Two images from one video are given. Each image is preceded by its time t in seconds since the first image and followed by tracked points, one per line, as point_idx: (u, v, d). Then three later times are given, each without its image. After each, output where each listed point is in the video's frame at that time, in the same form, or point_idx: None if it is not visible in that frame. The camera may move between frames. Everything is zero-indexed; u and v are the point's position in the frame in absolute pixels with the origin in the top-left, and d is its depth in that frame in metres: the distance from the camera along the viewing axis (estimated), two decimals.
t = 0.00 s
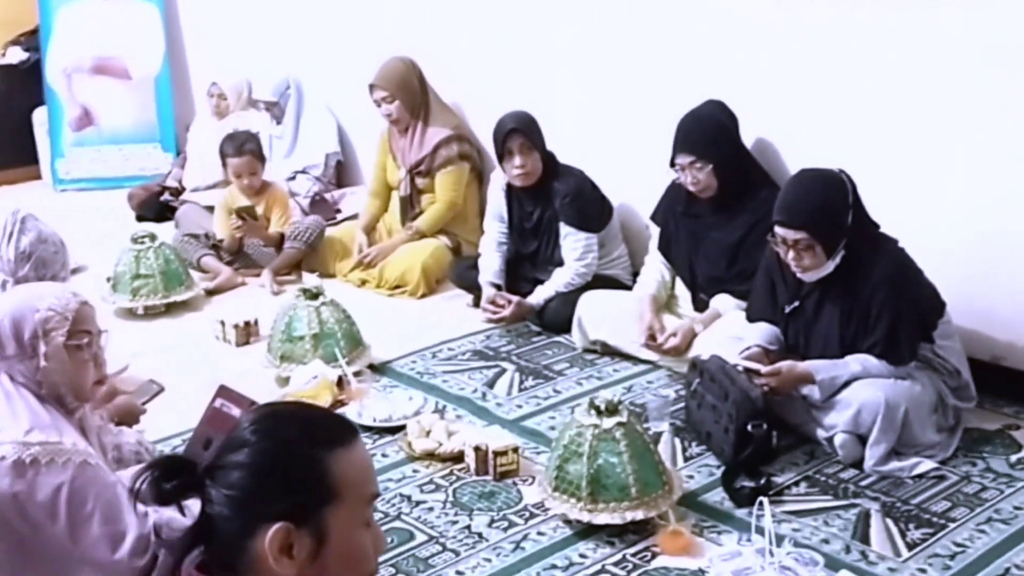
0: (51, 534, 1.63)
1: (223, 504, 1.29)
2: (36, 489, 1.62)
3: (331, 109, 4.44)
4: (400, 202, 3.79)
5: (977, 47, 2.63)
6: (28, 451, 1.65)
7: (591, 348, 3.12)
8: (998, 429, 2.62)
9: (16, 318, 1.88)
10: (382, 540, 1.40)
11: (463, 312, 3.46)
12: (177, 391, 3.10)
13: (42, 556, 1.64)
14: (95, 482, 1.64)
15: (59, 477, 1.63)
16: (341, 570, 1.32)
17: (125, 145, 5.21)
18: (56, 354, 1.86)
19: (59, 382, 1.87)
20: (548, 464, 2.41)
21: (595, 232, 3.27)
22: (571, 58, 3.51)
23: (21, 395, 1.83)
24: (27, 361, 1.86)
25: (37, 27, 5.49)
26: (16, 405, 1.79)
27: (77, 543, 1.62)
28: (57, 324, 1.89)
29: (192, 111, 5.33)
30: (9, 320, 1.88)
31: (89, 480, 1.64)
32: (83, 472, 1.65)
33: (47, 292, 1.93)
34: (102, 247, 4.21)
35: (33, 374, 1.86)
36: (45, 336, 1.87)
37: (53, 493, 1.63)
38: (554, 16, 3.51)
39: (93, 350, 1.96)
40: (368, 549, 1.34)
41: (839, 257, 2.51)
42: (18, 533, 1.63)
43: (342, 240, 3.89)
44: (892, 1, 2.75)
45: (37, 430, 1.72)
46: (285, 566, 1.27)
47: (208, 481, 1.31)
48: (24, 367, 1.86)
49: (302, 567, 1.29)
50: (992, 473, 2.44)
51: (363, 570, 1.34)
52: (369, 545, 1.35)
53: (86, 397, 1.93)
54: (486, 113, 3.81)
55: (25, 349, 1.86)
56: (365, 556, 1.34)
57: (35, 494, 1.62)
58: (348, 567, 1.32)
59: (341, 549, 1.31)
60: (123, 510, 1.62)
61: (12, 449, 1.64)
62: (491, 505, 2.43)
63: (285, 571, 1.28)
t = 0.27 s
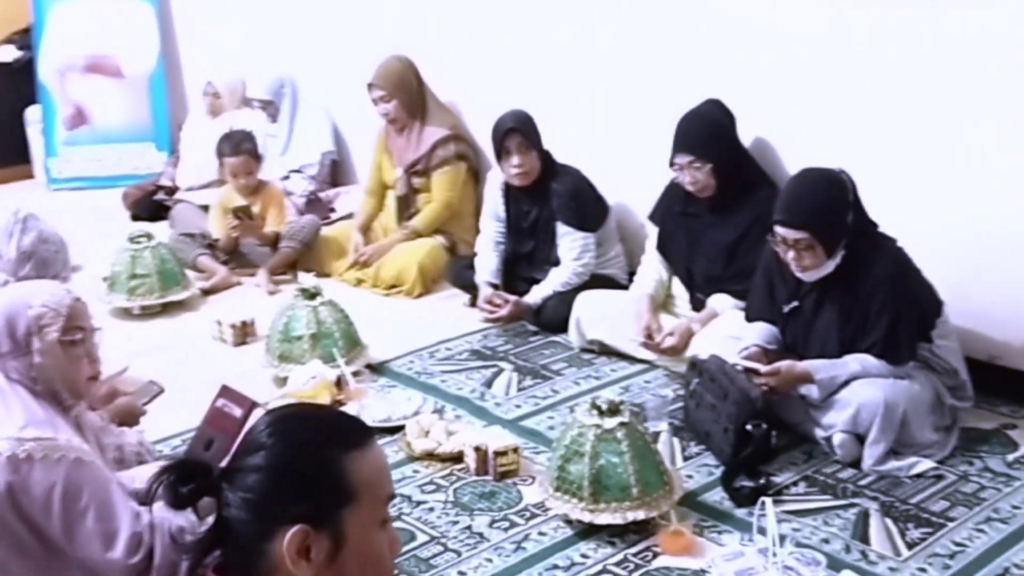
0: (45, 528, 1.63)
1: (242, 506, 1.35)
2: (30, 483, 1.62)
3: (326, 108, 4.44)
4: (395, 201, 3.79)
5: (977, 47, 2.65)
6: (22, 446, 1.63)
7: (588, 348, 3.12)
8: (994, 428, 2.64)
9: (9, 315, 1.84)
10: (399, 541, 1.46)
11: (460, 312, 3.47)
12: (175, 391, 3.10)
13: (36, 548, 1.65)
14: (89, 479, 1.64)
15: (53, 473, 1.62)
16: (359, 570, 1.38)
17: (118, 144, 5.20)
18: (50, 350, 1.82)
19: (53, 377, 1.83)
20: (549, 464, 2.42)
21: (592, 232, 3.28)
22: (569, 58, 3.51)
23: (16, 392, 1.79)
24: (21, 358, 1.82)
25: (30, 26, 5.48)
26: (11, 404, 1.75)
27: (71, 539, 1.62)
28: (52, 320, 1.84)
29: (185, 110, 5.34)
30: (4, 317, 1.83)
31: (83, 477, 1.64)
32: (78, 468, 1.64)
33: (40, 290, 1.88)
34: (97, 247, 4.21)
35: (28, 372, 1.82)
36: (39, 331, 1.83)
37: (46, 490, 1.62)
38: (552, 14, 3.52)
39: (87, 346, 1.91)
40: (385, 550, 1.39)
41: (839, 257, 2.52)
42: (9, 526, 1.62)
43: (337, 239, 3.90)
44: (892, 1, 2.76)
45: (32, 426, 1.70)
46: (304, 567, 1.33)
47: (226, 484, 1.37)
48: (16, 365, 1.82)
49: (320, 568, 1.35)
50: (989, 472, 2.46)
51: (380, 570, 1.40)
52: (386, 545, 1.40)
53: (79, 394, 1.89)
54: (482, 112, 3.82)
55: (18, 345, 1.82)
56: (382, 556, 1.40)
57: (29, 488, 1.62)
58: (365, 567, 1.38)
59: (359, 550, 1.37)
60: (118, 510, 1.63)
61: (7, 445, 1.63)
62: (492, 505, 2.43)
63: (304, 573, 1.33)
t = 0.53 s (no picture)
0: (42, 528, 1.60)
1: (261, 508, 1.41)
2: (28, 482, 1.59)
3: (321, 106, 4.44)
4: (392, 200, 3.79)
5: (978, 48, 2.66)
6: (21, 445, 1.62)
7: (587, 347, 3.13)
8: (992, 427, 2.66)
9: (8, 314, 1.79)
10: (416, 544, 1.52)
11: (457, 311, 3.48)
12: (174, 391, 3.10)
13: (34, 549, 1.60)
14: (88, 478, 1.62)
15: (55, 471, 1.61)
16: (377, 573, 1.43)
17: (112, 142, 5.19)
18: (47, 350, 1.77)
19: (51, 377, 1.78)
20: (551, 463, 2.43)
21: (590, 231, 3.29)
22: (567, 58, 3.52)
23: (13, 390, 1.74)
24: (19, 357, 1.77)
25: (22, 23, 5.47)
26: (8, 403, 1.71)
27: (68, 538, 1.60)
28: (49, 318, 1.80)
29: (178, 111, 5.33)
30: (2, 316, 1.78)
31: (81, 475, 1.62)
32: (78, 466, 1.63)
33: (37, 289, 1.83)
34: (92, 246, 4.20)
35: (26, 370, 1.77)
36: (37, 329, 1.78)
37: (45, 488, 1.59)
38: (550, 14, 3.53)
39: (86, 345, 1.88)
40: (402, 552, 1.45)
41: (839, 257, 2.54)
42: (6, 526, 1.58)
43: (334, 239, 3.89)
44: (893, 2, 2.77)
45: (30, 426, 1.67)
46: (323, 569, 1.39)
47: (246, 487, 1.44)
48: (14, 365, 1.77)
49: (339, 570, 1.40)
50: (988, 471, 2.47)
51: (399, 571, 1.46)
52: (403, 548, 1.46)
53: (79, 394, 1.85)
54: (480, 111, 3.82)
55: (15, 343, 1.77)
56: (400, 557, 1.45)
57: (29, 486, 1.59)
58: (383, 569, 1.44)
59: (376, 552, 1.42)
60: (117, 510, 1.62)
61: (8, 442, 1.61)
62: (494, 504, 2.44)
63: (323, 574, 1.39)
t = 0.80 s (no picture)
0: (47, 529, 1.59)
1: (272, 508, 1.40)
2: (32, 483, 1.58)
3: (318, 103, 4.43)
4: (391, 198, 3.79)
5: (976, 47, 2.67)
6: (25, 447, 1.60)
7: (587, 346, 3.13)
8: (992, 426, 2.66)
9: (9, 314, 1.76)
10: (427, 542, 1.51)
11: (456, 309, 3.48)
12: (172, 390, 3.09)
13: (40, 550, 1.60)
14: (92, 480, 1.61)
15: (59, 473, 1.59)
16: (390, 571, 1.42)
17: (107, 139, 5.18)
18: (51, 349, 1.76)
19: (53, 375, 1.76)
20: (554, 462, 2.43)
21: (591, 230, 3.29)
22: (566, 57, 3.52)
23: (17, 391, 1.72)
24: (22, 357, 1.76)
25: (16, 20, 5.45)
26: (12, 404, 1.69)
27: (73, 540, 1.59)
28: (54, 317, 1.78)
29: (174, 106, 5.34)
30: (4, 316, 1.76)
31: (86, 477, 1.60)
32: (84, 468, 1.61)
33: (41, 288, 1.81)
34: (87, 244, 4.20)
35: (30, 370, 1.76)
36: (40, 329, 1.76)
37: (49, 489, 1.58)
38: (548, 13, 3.53)
39: (88, 344, 1.84)
40: (414, 550, 1.44)
41: (840, 256, 2.54)
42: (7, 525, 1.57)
43: (331, 237, 3.88)
44: (893, 1, 2.77)
45: (35, 426, 1.65)
46: (336, 568, 1.38)
47: (257, 486, 1.42)
48: (18, 363, 1.75)
49: (352, 569, 1.39)
50: (989, 469, 2.48)
51: (410, 569, 1.45)
52: (415, 546, 1.45)
53: (82, 393, 1.83)
54: (478, 109, 3.82)
55: (20, 344, 1.75)
56: (412, 555, 1.44)
57: (32, 488, 1.58)
58: (396, 567, 1.43)
59: (389, 551, 1.41)
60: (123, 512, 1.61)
61: (11, 444, 1.60)
62: (496, 503, 2.44)
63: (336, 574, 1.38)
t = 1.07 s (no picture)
0: (51, 536, 1.58)
1: (283, 504, 1.37)
2: (39, 489, 1.58)
3: (318, 102, 4.43)
4: (391, 196, 3.79)
5: (976, 48, 2.68)
6: (32, 451, 1.60)
7: (589, 345, 3.12)
8: (995, 426, 2.67)
9: (19, 314, 1.76)
10: (436, 541, 1.48)
11: (457, 307, 3.47)
12: (172, 387, 3.08)
13: (42, 557, 1.58)
14: (99, 487, 1.61)
15: (66, 479, 1.59)
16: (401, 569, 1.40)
17: (103, 137, 5.17)
18: (61, 350, 1.76)
19: (63, 377, 1.76)
20: (557, 461, 2.43)
21: (592, 229, 3.29)
22: (566, 56, 3.52)
23: (25, 393, 1.72)
24: (31, 357, 1.75)
25: (13, 17, 5.44)
26: (21, 405, 1.69)
27: (77, 547, 1.58)
28: (64, 318, 1.78)
29: (172, 104, 5.33)
30: (13, 314, 1.76)
31: (92, 484, 1.61)
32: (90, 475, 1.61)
33: (51, 287, 1.81)
34: (85, 242, 4.19)
35: (38, 370, 1.75)
36: (50, 330, 1.76)
37: (56, 496, 1.58)
38: (548, 12, 3.53)
39: (99, 345, 1.84)
40: (425, 548, 1.41)
41: (842, 256, 2.54)
42: (12, 530, 1.56)
43: (332, 235, 3.89)
44: (893, 2, 2.78)
45: (42, 430, 1.65)
46: (348, 565, 1.35)
47: (267, 482, 1.39)
48: (27, 364, 1.75)
49: (363, 566, 1.36)
50: (992, 468, 2.48)
51: (420, 568, 1.42)
52: (426, 543, 1.42)
53: (91, 393, 1.82)
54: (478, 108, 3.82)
55: (28, 344, 1.75)
56: (423, 554, 1.42)
57: (39, 493, 1.58)
58: (406, 565, 1.40)
59: (401, 548, 1.39)
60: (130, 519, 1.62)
61: (18, 448, 1.60)
62: (499, 501, 2.43)
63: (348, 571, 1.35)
